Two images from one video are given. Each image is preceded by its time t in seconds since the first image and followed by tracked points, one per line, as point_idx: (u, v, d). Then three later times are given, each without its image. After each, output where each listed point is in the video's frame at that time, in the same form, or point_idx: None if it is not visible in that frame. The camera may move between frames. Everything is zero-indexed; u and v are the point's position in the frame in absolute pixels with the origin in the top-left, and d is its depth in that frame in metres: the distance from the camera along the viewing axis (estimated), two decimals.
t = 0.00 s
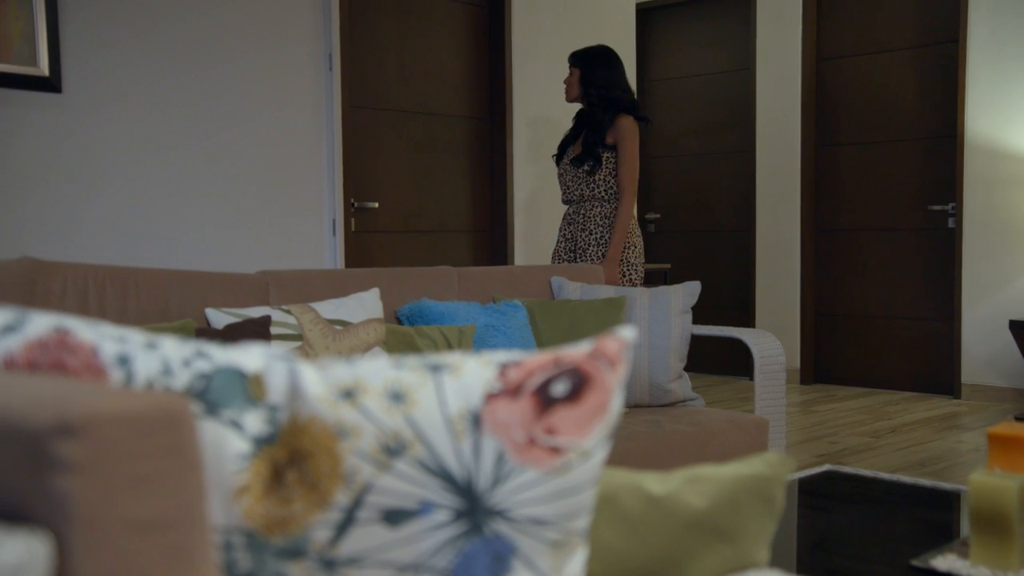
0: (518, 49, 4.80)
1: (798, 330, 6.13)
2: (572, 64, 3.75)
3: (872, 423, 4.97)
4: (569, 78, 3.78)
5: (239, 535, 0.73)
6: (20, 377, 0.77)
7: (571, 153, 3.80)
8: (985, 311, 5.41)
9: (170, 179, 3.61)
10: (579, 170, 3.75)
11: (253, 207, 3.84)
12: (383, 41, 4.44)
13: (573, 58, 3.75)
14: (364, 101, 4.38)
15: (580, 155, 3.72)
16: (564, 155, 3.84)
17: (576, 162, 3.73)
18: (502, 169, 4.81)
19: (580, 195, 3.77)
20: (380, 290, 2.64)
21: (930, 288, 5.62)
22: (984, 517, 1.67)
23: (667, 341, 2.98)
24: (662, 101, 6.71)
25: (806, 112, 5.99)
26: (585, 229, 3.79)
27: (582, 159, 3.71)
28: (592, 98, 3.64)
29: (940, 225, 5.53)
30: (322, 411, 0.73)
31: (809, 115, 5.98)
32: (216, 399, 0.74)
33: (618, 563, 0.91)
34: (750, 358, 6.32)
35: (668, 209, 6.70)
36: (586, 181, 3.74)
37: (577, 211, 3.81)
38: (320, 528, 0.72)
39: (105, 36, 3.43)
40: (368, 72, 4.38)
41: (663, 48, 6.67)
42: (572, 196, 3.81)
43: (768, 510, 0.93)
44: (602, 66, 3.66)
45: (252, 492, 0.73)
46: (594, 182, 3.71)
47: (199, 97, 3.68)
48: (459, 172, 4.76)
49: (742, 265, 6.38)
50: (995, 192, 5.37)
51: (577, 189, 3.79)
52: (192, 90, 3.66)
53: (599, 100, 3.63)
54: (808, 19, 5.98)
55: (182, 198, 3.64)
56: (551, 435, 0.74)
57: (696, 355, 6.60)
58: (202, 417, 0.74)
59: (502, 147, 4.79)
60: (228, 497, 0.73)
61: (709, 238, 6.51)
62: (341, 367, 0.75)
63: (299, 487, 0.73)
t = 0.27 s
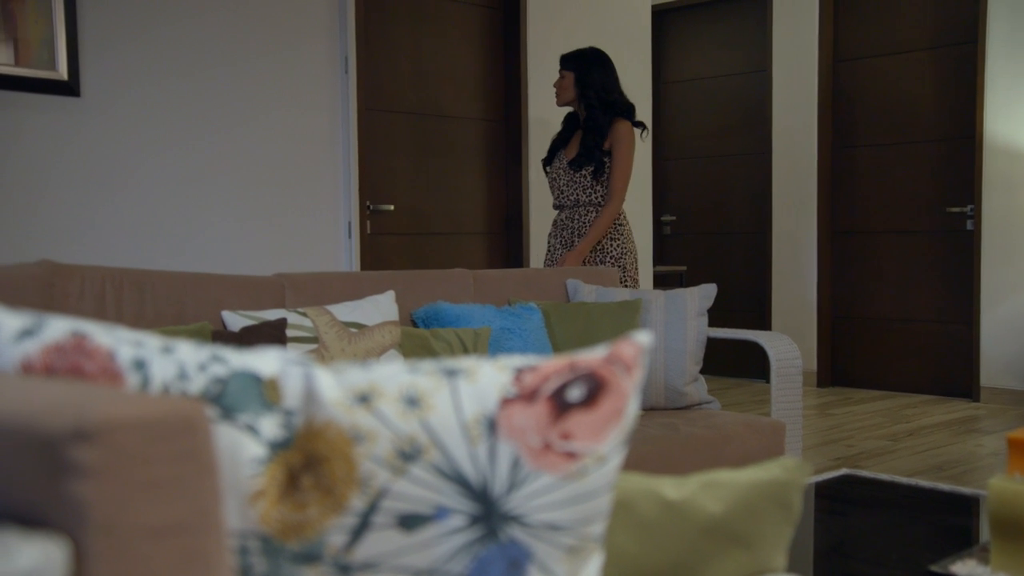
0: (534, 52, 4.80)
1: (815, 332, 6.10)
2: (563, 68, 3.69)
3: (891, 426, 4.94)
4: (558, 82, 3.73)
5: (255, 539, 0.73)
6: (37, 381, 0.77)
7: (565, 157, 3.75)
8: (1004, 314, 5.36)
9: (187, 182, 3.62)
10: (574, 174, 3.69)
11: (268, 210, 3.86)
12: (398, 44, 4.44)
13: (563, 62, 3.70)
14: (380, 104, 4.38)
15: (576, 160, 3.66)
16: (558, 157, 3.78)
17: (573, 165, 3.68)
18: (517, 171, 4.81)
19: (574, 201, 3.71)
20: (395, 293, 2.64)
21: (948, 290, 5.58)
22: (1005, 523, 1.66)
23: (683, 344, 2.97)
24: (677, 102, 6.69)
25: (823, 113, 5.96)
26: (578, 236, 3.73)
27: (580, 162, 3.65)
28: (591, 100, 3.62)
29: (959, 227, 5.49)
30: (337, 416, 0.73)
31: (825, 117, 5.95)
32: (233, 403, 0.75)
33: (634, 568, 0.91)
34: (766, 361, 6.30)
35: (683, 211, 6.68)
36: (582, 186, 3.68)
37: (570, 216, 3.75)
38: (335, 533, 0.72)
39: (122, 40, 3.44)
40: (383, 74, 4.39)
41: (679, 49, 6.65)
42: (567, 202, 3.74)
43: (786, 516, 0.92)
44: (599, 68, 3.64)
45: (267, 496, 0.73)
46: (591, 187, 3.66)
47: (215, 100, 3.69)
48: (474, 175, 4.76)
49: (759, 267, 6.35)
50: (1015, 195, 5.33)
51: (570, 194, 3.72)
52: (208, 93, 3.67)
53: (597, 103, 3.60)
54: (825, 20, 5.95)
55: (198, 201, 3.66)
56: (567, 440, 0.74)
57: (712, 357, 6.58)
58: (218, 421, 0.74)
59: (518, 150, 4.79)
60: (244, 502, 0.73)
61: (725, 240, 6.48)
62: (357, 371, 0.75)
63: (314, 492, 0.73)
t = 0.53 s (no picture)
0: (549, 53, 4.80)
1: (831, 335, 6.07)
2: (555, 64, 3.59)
3: (908, 429, 4.91)
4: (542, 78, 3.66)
5: (270, 542, 0.73)
6: (55, 384, 0.78)
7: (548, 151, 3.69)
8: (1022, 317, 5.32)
9: (202, 185, 3.64)
10: (557, 168, 3.64)
11: (283, 212, 3.87)
12: (412, 45, 4.45)
13: (555, 57, 3.60)
14: (394, 106, 4.38)
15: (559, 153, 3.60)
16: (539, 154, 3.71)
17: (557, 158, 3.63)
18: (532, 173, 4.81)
19: (556, 195, 3.66)
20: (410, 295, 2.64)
21: (965, 292, 5.54)
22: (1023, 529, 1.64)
23: (698, 345, 2.97)
24: (692, 104, 6.67)
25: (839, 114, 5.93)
26: (557, 232, 3.69)
27: (564, 156, 3.60)
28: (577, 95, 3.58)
29: (976, 229, 5.46)
30: (351, 419, 0.72)
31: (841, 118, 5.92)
32: (247, 406, 0.75)
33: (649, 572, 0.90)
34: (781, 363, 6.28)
35: (698, 213, 6.66)
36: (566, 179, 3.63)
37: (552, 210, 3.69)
38: (349, 536, 0.72)
39: (138, 42, 3.46)
40: (399, 77, 4.40)
41: (694, 50, 6.64)
42: (548, 197, 3.69)
43: (802, 520, 0.92)
44: (586, 63, 3.59)
45: (282, 499, 0.73)
46: (575, 182, 3.63)
47: (230, 103, 3.70)
48: (488, 176, 4.76)
49: (774, 269, 6.32)
50: None
51: (552, 188, 3.67)
52: (224, 96, 3.69)
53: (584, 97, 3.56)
54: (841, 20, 5.93)
55: (213, 203, 3.67)
56: (582, 444, 0.73)
57: (728, 359, 6.56)
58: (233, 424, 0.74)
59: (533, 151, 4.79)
60: (259, 505, 0.73)
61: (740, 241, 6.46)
62: (371, 375, 0.75)
63: (328, 495, 0.73)
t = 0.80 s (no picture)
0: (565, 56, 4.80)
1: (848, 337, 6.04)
2: (549, 64, 3.49)
3: (927, 432, 4.88)
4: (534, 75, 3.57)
5: (287, 547, 0.74)
6: (74, 390, 0.78)
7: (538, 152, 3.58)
8: None
9: (220, 188, 3.66)
10: (551, 170, 3.55)
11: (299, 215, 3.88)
12: (428, 48, 4.45)
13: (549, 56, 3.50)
14: (410, 109, 4.39)
15: (554, 153, 3.52)
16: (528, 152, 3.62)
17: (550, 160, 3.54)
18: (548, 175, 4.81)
19: (549, 197, 3.57)
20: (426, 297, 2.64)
21: (984, 294, 5.52)
22: None
23: (714, 348, 2.95)
24: (708, 105, 6.64)
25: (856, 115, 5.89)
26: (548, 234, 3.60)
27: (560, 156, 3.52)
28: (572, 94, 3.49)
29: (996, 230, 5.43)
30: (369, 425, 0.72)
31: (859, 119, 5.88)
32: (265, 411, 0.75)
33: None
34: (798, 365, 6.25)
35: (714, 214, 6.64)
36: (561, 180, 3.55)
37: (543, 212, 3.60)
38: (367, 542, 0.72)
39: (155, 45, 3.47)
40: (415, 79, 4.40)
41: (710, 52, 6.62)
42: (540, 198, 3.58)
43: (821, 527, 0.91)
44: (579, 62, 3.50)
45: (299, 505, 0.73)
46: (569, 184, 3.55)
47: (246, 105, 3.72)
48: (503, 179, 4.76)
49: (791, 271, 6.29)
50: None
51: (545, 189, 3.57)
52: (240, 99, 3.70)
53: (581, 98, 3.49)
54: (859, 20, 5.89)
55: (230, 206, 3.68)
56: (600, 450, 0.73)
57: (744, 362, 6.53)
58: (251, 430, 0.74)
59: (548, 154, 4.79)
60: (277, 510, 0.73)
61: (757, 243, 6.43)
62: (388, 380, 0.75)
63: (346, 501, 0.73)
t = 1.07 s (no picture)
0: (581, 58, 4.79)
1: (866, 340, 6.01)
2: (551, 66, 3.49)
3: (947, 437, 4.84)
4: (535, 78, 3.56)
5: (307, 557, 0.74)
6: (94, 400, 0.78)
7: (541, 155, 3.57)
8: None
9: (237, 192, 3.67)
10: (555, 171, 3.54)
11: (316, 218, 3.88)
12: (444, 50, 4.46)
13: (551, 58, 3.50)
14: (426, 112, 4.40)
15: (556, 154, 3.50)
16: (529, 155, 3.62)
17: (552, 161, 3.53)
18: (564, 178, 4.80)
19: (552, 199, 3.56)
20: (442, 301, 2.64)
21: (1004, 297, 5.48)
22: None
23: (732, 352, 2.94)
24: (725, 107, 6.62)
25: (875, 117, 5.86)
26: (552, 236, 3.59)
27: (562, 158, 3.50)
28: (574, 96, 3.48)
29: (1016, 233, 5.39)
30: (389, 435, 0.72)
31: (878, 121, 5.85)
32: (283, 421, 0.74)
33: None
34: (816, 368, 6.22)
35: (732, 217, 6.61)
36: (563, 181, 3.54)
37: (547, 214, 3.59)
38: (387, 552, 0.72)
39: (172, 50, 3.49)
40: (431, 82, 4.41)
41: (727, 53, 6.60)
42: (543, 200, 3.58)
43: (843, 537, 0.90)
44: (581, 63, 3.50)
45: (319, 515, 0.73)
46: (571, 185, 3.53)
47: (262, 108, 3.73)
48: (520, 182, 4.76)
49: (808, 273, 6.26)
50: None
51: (547, 192, 3.57)
52: (256, 102, 3.71)
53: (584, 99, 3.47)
54: (877, 21, 5.86)
55: (246, 210, 3.69)
56: (621, 461, 0.73)
57: (761, 365, 6.51)
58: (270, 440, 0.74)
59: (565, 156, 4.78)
60: (297, 520, 0.73)
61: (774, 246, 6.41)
62: (408, 388, 0.74)
63: (365, 511, 0.72)
